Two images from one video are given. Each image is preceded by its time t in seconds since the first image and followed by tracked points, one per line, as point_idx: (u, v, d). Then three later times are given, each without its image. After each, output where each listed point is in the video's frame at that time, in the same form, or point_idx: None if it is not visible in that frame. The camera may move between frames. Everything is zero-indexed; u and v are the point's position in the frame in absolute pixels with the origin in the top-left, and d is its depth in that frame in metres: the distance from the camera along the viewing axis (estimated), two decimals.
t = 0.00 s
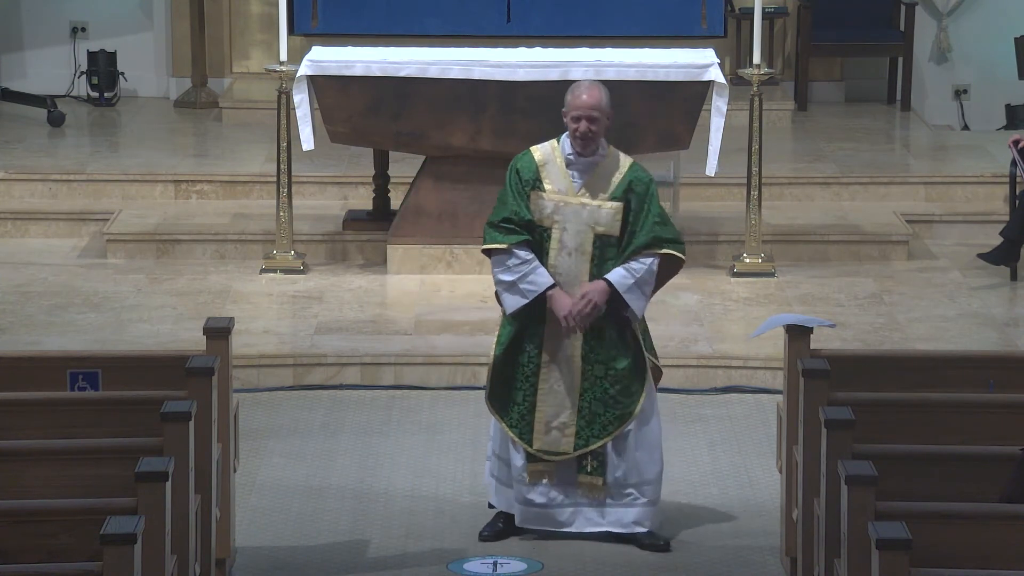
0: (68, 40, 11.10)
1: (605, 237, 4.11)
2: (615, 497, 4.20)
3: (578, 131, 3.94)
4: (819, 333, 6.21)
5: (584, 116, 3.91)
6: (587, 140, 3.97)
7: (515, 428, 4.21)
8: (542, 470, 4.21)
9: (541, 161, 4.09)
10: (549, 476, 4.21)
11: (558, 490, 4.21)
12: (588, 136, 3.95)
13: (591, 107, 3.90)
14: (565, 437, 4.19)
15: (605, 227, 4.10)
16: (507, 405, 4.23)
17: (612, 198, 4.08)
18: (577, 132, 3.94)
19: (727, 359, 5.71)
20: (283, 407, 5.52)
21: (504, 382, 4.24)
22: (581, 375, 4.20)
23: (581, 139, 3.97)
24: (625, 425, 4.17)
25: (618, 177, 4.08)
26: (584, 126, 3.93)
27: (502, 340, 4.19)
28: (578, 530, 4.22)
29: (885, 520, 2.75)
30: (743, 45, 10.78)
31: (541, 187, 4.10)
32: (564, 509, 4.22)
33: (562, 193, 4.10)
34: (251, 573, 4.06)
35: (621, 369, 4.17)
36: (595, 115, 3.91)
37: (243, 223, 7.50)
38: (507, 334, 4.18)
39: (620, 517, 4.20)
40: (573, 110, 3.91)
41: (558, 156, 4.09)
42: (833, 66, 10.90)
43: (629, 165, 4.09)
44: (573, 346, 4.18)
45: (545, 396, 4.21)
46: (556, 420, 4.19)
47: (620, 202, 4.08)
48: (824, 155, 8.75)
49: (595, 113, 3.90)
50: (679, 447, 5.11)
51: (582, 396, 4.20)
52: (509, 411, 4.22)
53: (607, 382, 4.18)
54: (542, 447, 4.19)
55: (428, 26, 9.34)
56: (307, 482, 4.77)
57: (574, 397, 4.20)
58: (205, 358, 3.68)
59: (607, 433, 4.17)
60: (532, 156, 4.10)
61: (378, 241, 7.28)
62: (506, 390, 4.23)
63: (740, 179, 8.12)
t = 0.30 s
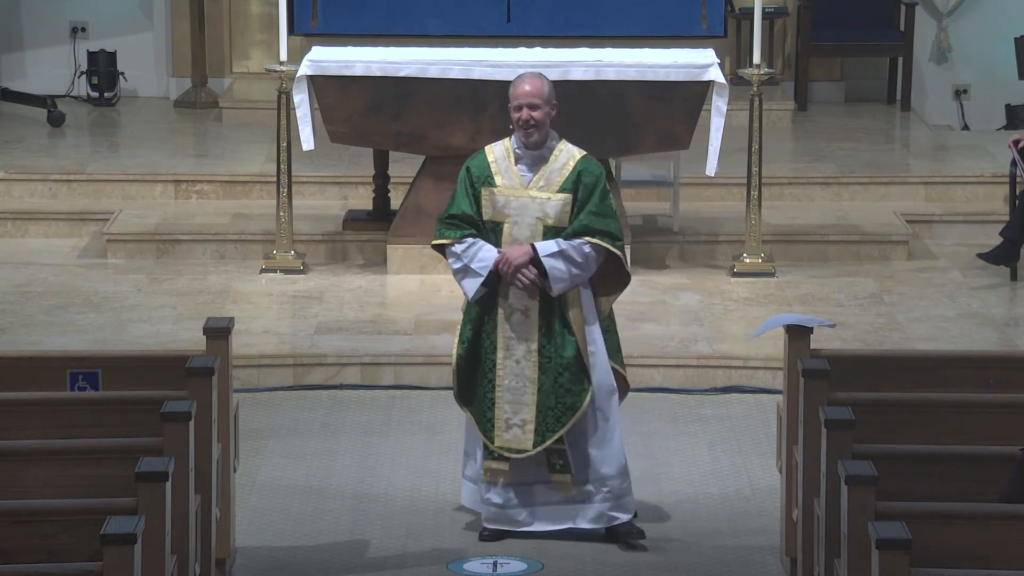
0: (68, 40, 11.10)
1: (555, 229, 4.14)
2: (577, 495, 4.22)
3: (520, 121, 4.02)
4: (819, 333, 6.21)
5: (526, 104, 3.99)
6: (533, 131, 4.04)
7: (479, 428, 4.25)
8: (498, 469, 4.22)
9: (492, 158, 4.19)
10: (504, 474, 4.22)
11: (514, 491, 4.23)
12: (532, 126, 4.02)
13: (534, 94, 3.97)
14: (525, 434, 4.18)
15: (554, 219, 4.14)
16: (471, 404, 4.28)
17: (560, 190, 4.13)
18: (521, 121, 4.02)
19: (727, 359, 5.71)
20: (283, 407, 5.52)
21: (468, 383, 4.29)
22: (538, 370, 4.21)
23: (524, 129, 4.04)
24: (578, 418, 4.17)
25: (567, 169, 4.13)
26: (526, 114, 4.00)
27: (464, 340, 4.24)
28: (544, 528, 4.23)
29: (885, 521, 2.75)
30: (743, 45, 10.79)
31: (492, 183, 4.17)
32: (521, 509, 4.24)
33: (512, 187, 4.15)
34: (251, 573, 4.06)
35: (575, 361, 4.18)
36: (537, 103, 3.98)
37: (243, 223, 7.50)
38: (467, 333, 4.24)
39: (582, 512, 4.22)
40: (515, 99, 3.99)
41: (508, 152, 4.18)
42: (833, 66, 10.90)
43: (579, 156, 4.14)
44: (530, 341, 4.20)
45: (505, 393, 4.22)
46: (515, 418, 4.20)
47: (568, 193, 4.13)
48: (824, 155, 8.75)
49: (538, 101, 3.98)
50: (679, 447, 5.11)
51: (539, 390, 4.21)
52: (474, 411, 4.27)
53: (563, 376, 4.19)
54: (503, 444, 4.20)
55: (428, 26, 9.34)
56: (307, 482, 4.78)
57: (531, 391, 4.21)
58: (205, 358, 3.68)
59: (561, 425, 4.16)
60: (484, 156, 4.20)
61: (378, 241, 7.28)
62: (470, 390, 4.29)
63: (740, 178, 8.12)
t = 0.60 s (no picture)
0: (68, 40, 11.10)
1: (541, 225, 4.15)
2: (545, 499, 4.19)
3: (499, 120, 3.99)
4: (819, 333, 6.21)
5: (505, 103, 3.95)
6: (513, 129, 4.01)
7: (462, 428, 4.25)
8: (471, 469, 4.21)
9: (476, 160, 4.19)
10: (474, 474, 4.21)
11: (493, 491, 4.21)
12: (513, 124, 3.99)
13: (512, 93, 3.93)
14: (509, 434, 4.19)
15: (540, 216, 4.15)
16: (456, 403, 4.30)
17: (545, 187, 4.14)
18: (501, 121, 3.99)
19: (727, 359, 5.71)
20: (283, 407, 5.52)
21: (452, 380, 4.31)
22: (523, 369, 4.23)
23: (504, 128, 4.01)
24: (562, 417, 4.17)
25: (551, 167, 4.14)
26: (505, 113, 3.97)
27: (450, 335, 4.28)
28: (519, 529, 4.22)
29: (886, 521, 2.75)
30: (743, 45, 10.79)
31: (476, 184, 4.17)
32: (500, 508, 4.22)
33: (497, 187, 4.16)
34: (250, 573, 4.06)
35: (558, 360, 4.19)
36: (515, 101, 3.94)
37: (243, 223, 7.50)
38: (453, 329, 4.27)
39: (554, 515, 4.20)
40: (494, 98, 3.95)
41: (491, 153, 4.18)
42: (833, 66, 10.90)
43: (563, 153, 4.15)
44: (515, 341, 4.22)
45: (489, 392, 4.24)
46: (500, 417, 4.22)
47: (553, 189, 4.14)
48: (824, 154, 8.75)
49: (516, 100, 3.94)
50: (679, 447, 5.11)
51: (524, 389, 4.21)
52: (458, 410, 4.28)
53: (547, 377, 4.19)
54: (486, 444, 4.20)
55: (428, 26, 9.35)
56: (307, 482, 4.77)
57: (515, 389, 4.22)
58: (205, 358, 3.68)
59: (545, 424, 4.16)
60: (468, 158, 4.20)
61: (378, 241, 7.28)
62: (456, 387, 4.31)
63: (740, 179, 8.12)
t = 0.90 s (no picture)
0: (68, 40, 11.10)
1: (540, 221, 4.17)
2: (537, 498, 4.17)
3: (504, 116, 3.98)
4: (819, 333, 6.21)
5: (511, 100, 3.95)
6: (517, 127, 4.02)
7: (461, 424, 4.23)
8: (475, 467, 4.23)
9: (474, 157, 4.18)
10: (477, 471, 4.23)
11: (495, 488, 4.23)
12: (518, 122, 3.99)
13: (518, 91, 3.93)
14: (510, 430, 4.20)
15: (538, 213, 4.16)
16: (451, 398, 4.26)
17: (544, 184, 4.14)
18: (506, 118, 3.98)
19: (727, 359, 5.71)
20: (283, 407, 5.52)
21: (445, 375, 4.26)
22: (522, 365, 4.21)
23: (507, 125, 4.01)
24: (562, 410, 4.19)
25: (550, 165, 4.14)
26: (509, 111, 3.97)
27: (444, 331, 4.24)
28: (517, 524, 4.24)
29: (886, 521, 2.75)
30: (743, 45, 10.79)
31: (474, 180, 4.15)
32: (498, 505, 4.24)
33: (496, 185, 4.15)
34: (250, 573, 4.06)
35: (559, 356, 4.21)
36: (521, 99, 3.94)
37: (244, 223, 7.50)
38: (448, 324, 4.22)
39: (542, 513, 4.18)
40: (499, 95, 3.95)
41: (490, 150, 4.17)
42: (833, 66, 10.90)
43: (562, 152, 4.15)
44: (513, 337, 4.21)
45: (488, 388, 4.23)
46: (501, 413, 4.21)
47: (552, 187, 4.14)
48: (824, 155, 8.75)
49: (522, 98, 3.93)
50: (679, 447, 5.11)
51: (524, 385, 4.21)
52: (455, 408, 4.25)
53: (547, 371, 4.20)
54: (489, 440, 4.20)
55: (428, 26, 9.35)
56: (307, 482, 4.77)
57: (515, 385, 4.21)
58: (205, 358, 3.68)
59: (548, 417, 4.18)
60: (466, 155, 4.18)
61: (378, 241, 7.28)
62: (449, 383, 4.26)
63: (740, 179, 8.12)
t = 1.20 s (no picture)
0: (68, 41, 11.10)
1: (540, 220, 4.16)
2: (549, 496, 4.20)
3: (503, 114, 3.97)
4: (819, 333, 6.21)
5: (511, 98, 3.94)
6: (516, 125, 4.01)
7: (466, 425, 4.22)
8: (485, 467, 4.20)
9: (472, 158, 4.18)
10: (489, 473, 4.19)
11: (503, 488, 4.23)
12: (518, 119, 3.99)
13: (518, 89, 3.92)
14: (517, 429, 4.19)
15: (538, 211, 4.15)
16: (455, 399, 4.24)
17: (544, 184, 4.14)
18: (505, 115, 3.98)
19: (727, 359, 5.71)
20: (283, 407, 5.52)
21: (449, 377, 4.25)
22: (527, 365, 4.22)
23: (506, 123, 4.00)
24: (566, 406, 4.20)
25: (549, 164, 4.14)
26: (510, 108, 3.95)
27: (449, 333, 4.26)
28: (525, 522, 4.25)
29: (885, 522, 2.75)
30: (743, 45, 10.79)
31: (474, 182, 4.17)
32: (506, 504, 4.25)
33: (495, 184, 4.16)
34: (251, 573, 4.06)
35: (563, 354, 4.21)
36: (522, 97, 3.93)
37: (243, 223, 7.50)
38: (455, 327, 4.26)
39: (554, 511, 4.20)
40: (499, 93, 3.94)
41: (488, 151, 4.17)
42: (833, 66, 10.90)
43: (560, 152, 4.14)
44: (517, 337, 4.22)
45: (494, 389, 4.23)
46: (506, 414, 4.21)
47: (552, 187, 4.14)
48: (824, 155, 8.75)
49: (522, 96, 3.93)
50: (679, 447, 5.11)
51: (528, 385, 4.21)
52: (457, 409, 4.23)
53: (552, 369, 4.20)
54: (494, 441, 4.19)
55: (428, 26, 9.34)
56: (307, 482, 4.77)
57: (520, 386, 4.22)
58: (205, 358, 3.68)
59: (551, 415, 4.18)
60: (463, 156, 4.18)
61: (378, 241, 7.28)
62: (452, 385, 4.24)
63: (740, 179, 8.12)
